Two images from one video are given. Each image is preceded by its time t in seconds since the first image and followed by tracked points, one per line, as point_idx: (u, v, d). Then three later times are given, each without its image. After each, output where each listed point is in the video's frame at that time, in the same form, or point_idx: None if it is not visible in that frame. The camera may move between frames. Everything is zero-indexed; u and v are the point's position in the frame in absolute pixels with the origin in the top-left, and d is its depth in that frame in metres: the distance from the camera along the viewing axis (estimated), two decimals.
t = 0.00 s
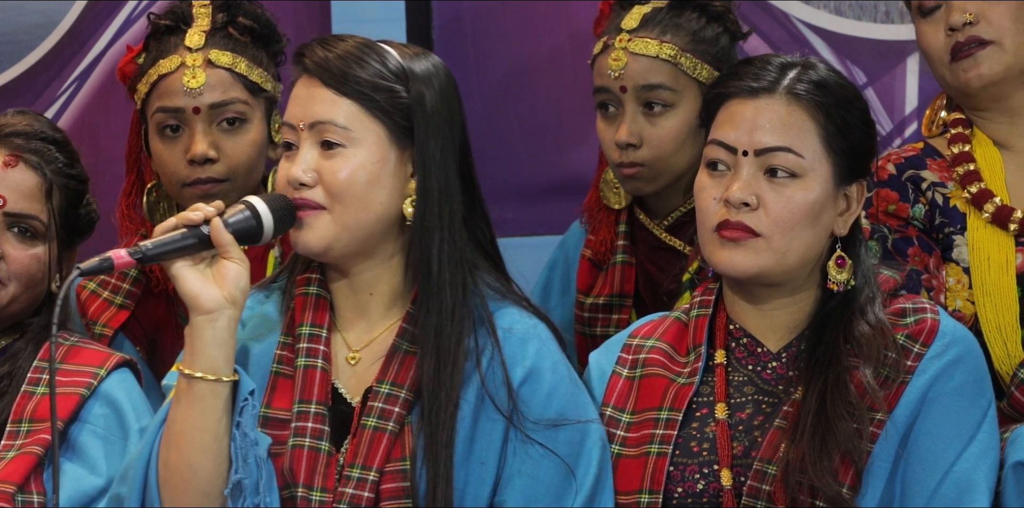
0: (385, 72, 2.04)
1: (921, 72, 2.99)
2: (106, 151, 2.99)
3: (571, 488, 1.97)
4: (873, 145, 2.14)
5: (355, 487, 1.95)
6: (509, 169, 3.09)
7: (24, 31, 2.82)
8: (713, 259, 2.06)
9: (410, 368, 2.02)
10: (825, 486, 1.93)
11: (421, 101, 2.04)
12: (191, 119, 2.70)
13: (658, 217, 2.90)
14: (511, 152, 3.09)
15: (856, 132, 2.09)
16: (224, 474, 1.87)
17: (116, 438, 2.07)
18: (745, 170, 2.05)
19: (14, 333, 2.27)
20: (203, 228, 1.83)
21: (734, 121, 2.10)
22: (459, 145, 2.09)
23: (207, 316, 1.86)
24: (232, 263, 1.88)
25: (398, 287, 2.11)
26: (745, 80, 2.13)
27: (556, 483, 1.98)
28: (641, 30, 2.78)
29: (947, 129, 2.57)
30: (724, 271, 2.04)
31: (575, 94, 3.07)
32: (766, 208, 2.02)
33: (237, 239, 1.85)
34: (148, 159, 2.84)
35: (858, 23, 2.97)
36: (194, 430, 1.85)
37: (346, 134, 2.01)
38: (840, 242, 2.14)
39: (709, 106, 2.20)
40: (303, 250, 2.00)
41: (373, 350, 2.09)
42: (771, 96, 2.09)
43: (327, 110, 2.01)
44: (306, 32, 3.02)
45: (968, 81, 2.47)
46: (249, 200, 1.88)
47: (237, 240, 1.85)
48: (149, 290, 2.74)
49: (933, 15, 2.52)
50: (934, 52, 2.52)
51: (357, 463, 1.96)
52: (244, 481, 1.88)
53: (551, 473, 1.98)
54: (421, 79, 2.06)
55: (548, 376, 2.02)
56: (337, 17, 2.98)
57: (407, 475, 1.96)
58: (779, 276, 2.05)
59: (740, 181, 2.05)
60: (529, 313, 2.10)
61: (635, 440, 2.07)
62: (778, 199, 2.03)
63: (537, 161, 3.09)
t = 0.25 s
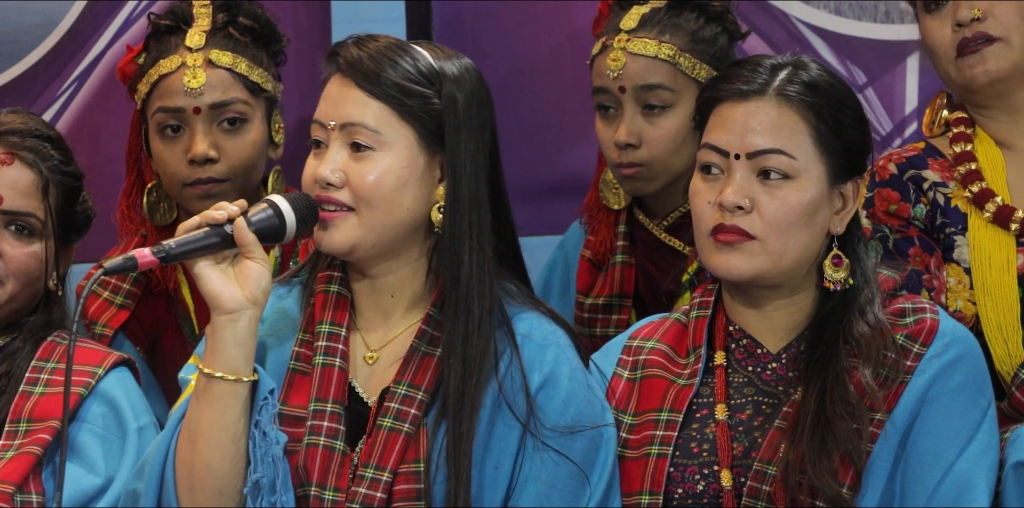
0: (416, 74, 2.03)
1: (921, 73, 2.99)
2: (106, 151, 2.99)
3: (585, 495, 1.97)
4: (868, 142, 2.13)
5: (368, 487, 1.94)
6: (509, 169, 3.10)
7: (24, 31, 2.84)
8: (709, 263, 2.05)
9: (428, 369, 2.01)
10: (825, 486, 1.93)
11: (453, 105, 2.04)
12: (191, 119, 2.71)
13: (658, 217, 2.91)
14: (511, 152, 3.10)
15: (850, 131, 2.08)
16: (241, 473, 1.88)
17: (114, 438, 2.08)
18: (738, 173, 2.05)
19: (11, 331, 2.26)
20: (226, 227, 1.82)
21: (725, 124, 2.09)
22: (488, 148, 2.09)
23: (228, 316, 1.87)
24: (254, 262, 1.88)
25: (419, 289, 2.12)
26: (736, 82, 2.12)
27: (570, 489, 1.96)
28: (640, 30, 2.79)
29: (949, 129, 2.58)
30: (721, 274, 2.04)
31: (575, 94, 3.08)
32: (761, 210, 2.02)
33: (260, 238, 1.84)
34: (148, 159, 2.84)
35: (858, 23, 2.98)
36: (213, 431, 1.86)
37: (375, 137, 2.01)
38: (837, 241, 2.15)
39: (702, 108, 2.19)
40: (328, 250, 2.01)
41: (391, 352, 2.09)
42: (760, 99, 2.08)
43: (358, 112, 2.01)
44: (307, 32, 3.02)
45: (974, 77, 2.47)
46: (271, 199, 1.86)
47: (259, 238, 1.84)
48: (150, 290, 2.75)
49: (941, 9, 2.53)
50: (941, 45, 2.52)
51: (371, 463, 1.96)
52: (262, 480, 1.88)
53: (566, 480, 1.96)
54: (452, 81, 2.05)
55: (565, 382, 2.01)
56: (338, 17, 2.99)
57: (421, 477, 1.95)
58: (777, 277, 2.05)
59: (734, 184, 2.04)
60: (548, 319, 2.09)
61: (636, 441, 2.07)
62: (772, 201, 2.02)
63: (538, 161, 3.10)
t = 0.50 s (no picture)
0: (426, 74, 2.05)
1: (922, 72, 2.99)
2: (106, 150, 2.98)
3: (583, 493, 1.96)
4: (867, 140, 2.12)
5: (366, 485, 1.95)
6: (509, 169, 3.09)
7: (24, 31, 2.84)
8: (709, 266, 2.05)
9: (427, 367, 2.02)
10: (825, 487, 1.93)
11: (462, 108, 2.06)
12: (191, 119, 2.71)
13: (658, 217, 2.90)
14: (512, 152, 3.09)
15: (847, 132, 2.07)
16: (239, 467, 1.88)
17: (114, 437, 2.08)
18: (734, 177, 2.04)
19: (10, 330, 2.26)
20: (230, 220, 1.83)
21: (720, 129, 2.08)
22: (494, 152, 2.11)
23: (230, 309, 1.87)
24: (256, 255, 1.88)
25: (420, 289, 2.13)
26: (731, 85, 2.11)
27: (568, 488, 1.95)
28: (639, 30, 2.78)
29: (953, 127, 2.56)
30: (720, 278, 2.03)
31: (575, 94, 3.07)
32: (758, 214, 2.01)
33: (263, 231, 1.85)
34: (149, 159, 2.84)
35: (858, 23, 2.98)
36: (211, 423, 1.85)
37: (382, 136, 2.01)
38: (836, 240, 2.14)
39: (699, 110, 2.18)
40: (330, 244, 2.00)
41: (388, 351, 2.09)
42: (755, 102, 2.07)
43: (366, 109, 2.01)
44: (306, 32, 3.02)
45: (978, 73, 2.47)
46: (274, 193, 1.87)
47: (263, 231, 1.85)
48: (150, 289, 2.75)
49: (948, 6, 2.51)
50: (946, 42, 2.51)
51: (368, 461, 1.96)
52: (260, 474, 1.88)
53: (565, 480, 1.95)
54: (462, 84, 2.07)
55: (563, 381, 2.00)
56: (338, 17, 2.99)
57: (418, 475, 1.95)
58: (776, 279, 2.04)
59: (731, 188, 2.03)
60: (546, 318, 2.10)
61: (636, 442, 2.07)
62: (769, 205, 2.01)
63: (538, 161, 3.10)
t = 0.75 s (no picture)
0: (389, 81, 2.00)
1: (922, 72, 2.99)
2: (106, 150, 2.97)
3: (572, 488, 1.96)
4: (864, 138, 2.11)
5: (353, 489, 1.94)
6: (509, 170, 3.09)
7: (24, 31, 2.85)
8: (709, 269, 2.04)
9: (410, 367, 2.02)
10: (825, 487, 1.93)
11: (428, 110, 2.01)
12: (192, 117, 2.71)
13: (658, 218, 2.90)
14: (512, 152, 3.09)
15: (845, 132, 2.06)
16: (225, 484, 1.88)
17: (112, 436, 2.07)
18: (732, 181, 2.03)
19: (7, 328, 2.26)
20: (205, 237, 1.82)
21: (717, 131, 2.07)
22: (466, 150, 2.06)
23: (208, 327, 1.86)
24: (233, 274, 1.87)
25: (398, 290, 2.11)
26: (726, 88, 2.10)
27: (558, 483, 1.96)
28: (640, 30, 2.78)
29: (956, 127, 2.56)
30: (720, 281, 2.03)
31: (575, 94, 3.07)
32: (756, 216, 2.00)
33: (239, 247, 1.83)
34: (150, 159, 2.83)
35: (859, 23, 2.97)
36: (196, 443, 1.85)
37: (353, 148, 1.97)
38: (835, 239, 2.13)
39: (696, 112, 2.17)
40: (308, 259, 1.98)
41: (370, 353, 2.08)
42: (752, 104, 2.06)
43: (331, 123, 1.97)
44: (306, 32, 3.02)
45: (985, 86, 2.47)
46: (250, 207, 1.86)
47: (239, 248, 1.84)
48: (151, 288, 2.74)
49: (952, 14, 2.50)
50: (951, 50, 2.50)
51: (355, 464, 1.95)
52: (244, 489, 1.87)
53: (553, 474, 1.96)
54: (427, 85, 2.02)
55: (547, 375, 2.01)
56: (338, 17, 2.98)
57: (405, 476, 1.95)
58: (775, 281, 2.04)
59: (728, 192, 2.02)
60: (526, 312, 2.09)
61: (635, 442, 2.07)
62: (768, 207, 2.01)
63: (538, 161, 3.09)
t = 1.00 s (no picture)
0: (340, 79, 2.02)
1: (921, 72, 2.98)
2: (106, 151, 2.96)
3: (546, 473, 1.95)
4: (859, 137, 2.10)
5: (327, 497, 1.95)
6: (509, 170, 3.09)
7: (25, 31, 2.85)
8: (707, 276, 2.04)
9: (371, 369, 2.02)
10: (825, 488, 1.92)
11: (382, 107, 2.04)
12: (195, 112, 2.69)
13: (657, 218, 2.89)
14: (512, 153, 3.08)
15: (840, 135, 2.06)
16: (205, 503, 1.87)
17: (110, 435, 2.06)
18: (726, 189, 2.02)
19: None
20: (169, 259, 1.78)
21: (708, 139, 2.06)
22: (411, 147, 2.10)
23: (182, 351, 1.84)
24: (201, 293, 1.85)
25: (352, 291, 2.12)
26: (716, 96, 2.09)
27: (531, 471, 1.96)
28: (638, 32, 2.77)
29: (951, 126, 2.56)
30: (717, 287, 2.03)
31: (575, 94, 3.07)
32: (751, 224, 2.00)
33: (203, 266, 1.81)
34: (150, 158, 2.83)
35: (858, 23, 2.97)
36: (173, 462, 1.84)
37: (312, 148, 1.99)
38: (834, 239, 2.12)
39: (690, 119, 2.16)
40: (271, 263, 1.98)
41: (330, 358, 2.08)
42: (741, 114, 2.05)
43: (287, 123, 1.98)
44: (306, 32, 3.02)
45: (976, 76, 2.46)
46: (208, 223, 1.83)
47: (203, 266, 1.81)
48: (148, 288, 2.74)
49: (944, 7, 2.49)
50: (943, 46, 2.50)
51: (326, 472, 1.96)
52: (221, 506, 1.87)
53: (524, 461, 1.97)
54: (377, 85, 2.06)
55: (510, 362, 2.02)
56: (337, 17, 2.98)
57: (377, 479, 1.96)
58: (772, 286, 2.03)
59: (724, 199, 2.02)
60: (482, 301, 2.10)
61: (634, 443, 2.06)
62: (763, 215, 2.00)
63: (538, 162, 3.09)
